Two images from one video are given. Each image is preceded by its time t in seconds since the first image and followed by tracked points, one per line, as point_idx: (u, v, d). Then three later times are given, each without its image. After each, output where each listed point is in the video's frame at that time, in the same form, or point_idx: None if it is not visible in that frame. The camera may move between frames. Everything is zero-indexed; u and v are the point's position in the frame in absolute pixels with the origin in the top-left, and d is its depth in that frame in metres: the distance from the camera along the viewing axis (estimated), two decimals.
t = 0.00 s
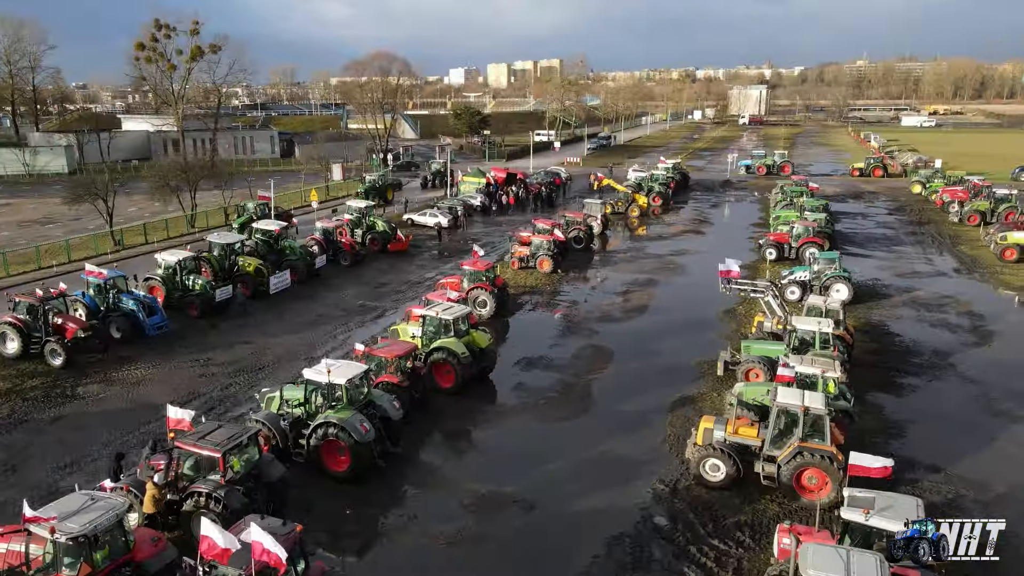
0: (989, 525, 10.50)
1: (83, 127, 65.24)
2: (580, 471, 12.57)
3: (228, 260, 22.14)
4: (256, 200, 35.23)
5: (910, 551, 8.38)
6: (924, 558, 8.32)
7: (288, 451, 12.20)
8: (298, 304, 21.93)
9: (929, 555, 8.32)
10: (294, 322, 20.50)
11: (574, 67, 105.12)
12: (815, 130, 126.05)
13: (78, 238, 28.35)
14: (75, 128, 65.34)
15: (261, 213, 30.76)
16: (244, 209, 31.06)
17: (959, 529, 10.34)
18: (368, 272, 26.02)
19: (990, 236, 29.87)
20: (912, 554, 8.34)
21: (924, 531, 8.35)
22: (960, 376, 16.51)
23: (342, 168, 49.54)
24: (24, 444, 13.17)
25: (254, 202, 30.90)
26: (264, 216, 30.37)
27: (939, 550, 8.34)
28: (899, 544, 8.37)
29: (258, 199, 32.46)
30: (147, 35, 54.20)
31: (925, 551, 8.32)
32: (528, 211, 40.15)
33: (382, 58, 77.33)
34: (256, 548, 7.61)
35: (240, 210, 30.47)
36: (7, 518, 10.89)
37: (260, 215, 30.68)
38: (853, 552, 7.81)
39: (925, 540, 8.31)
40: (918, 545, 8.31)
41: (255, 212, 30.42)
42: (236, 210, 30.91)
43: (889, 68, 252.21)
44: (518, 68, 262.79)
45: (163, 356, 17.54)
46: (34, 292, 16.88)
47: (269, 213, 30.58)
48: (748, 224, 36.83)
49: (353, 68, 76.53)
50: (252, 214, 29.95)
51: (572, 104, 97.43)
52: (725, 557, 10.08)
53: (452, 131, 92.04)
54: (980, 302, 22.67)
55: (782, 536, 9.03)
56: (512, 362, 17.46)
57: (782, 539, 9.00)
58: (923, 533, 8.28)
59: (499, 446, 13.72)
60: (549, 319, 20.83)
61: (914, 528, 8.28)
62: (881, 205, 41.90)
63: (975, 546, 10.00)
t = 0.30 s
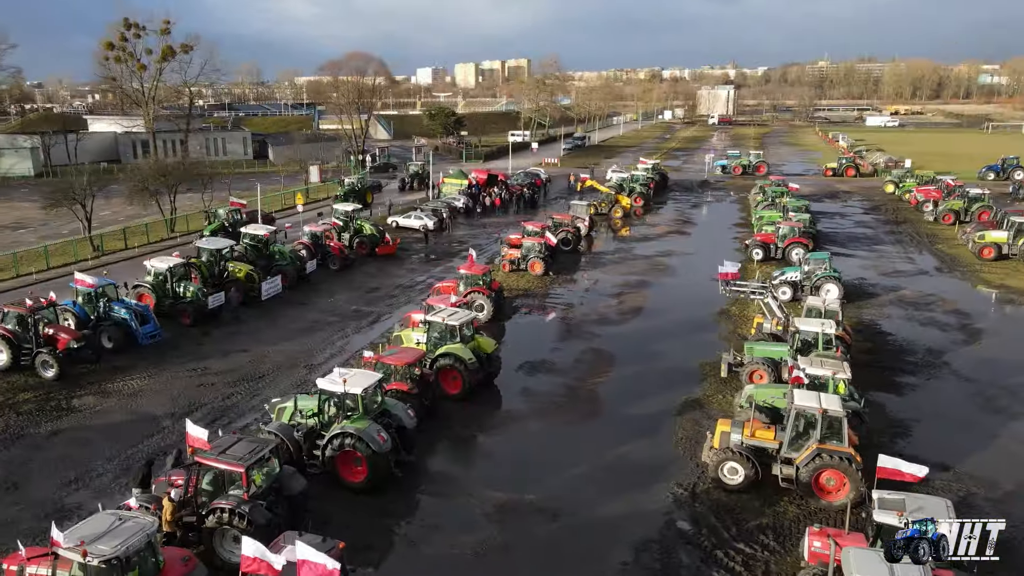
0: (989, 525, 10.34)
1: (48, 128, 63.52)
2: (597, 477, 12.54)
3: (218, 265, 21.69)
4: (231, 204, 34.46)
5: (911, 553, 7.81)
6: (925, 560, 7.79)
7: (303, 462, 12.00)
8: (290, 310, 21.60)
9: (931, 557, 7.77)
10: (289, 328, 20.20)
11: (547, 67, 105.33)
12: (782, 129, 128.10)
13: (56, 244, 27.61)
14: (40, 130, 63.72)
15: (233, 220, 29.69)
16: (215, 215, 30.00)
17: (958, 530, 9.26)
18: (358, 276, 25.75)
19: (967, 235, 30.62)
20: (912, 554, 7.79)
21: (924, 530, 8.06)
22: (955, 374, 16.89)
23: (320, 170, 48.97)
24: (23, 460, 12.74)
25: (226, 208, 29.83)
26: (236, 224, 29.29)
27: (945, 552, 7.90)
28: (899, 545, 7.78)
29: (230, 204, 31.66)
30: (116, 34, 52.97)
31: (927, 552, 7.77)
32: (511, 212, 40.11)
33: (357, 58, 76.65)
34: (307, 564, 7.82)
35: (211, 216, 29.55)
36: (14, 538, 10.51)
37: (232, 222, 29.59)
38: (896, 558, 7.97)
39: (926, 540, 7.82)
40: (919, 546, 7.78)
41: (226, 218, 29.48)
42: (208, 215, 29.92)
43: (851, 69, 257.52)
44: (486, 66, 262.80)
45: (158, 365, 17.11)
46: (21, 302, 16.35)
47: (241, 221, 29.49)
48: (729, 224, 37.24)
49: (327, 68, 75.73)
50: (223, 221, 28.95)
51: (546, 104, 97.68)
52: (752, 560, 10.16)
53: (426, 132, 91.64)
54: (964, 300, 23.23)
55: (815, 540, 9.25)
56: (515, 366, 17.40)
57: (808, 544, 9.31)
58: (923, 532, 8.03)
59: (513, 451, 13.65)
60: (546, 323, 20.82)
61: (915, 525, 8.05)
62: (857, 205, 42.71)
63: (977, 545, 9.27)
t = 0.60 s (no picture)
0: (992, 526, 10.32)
1: (15, 130, 61.75)
2: (620, 485, 12.50)
3: (213, 274, 21.32)
4: (207, 212, 33.56)
5: (911, 552, 8.80)
6: (925, 559, 8.73)
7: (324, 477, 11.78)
8: (287, 318, 21.26)
9: (930, 555, 8.75)
10: (288, 337, 19.88)
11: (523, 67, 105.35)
12: (755, 130, 129.67)
13: (37, 251, 26.84)
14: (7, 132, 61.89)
15: (208, 228, 28.73)
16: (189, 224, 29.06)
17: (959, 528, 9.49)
18: (352, 282, 25.45)
19: (950, 236, 31.29)
20: (912, 554, 8.76)
21: (924, 531, 9.05)
22: (956, 375, 17.22)
23: (301, 173, 48.34)
24: (30, 479, 12.36)
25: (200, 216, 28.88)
26: (211, 233, 28.31)
27: (945, 551, 8.86)
28: (899, 544, 8.86)
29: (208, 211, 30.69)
30: (87, 34, 51.71)
31: (927, 551, 8.74)
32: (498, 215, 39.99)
33: (334, 58, 75.89)
34: None
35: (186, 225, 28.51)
36: (31, 563, 10.16)
37: (207, 230, 28.58)
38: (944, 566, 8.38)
39: (925, 539, 8.81)
40: (919, 545, 8.76)
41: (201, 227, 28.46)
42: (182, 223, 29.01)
43: (818, 70, 262.04)
44: (460, 66, 261.29)
45: (158, 376, 16.72)
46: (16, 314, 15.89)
47: (217, 229, 28.47)
48: (716, 226, 37.56)
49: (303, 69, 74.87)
50: (197, 229, 27.98)
51: (523, 105, 97.77)
52: (785, 568, 10.22)
53: (403, 132, 91.01)
54: (954, 301, 23.73)
55: (851, 547, 9.50)
56: (524, 374, 17.32)
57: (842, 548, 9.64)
58: (923, 533, 8.97)
59: (532, 459, 13.56)
60: (549, 328, 20.77)
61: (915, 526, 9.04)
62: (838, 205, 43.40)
63: (976, 546, 9.50)
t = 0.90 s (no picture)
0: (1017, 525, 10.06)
1: None
2: (645, 492, 12.46)
3: (209, 281, 20.86)
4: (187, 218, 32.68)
5: (911, 552, 9.67)
6: (925, 559, 9.60)
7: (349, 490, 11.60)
8: (286, 325, 20.87)
9: (930, 555, 9.60)
10: (289, 345, 19.53)
11: (499, 68, 105.19)
12: (729, 130, 131.00)
13: (19, 258, 26.04)
14: None
15: (184, 237, 27.80)
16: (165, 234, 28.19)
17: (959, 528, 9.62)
18: (348, 288, 25.14)
19: (933, 236, 31.90)
20: (912, 553, 9.62)
21: (923, 531, 9.78)
22: (959, 375, 17.53)
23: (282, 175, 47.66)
24: (40, 499, 11.95)
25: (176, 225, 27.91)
26: (187, 241, 27.37)
27: (946, 550, 9.61)
28: (900, 544, 9.74)
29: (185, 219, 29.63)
30: (58, 34, 50.36)
31: (926, 551, 9.60)
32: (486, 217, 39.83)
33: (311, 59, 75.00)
34: None
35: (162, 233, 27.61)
36: None
37: (183, 239, 27.69)
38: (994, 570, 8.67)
39: (925, 539, 9.65)
40: (919, 545, 9.63)
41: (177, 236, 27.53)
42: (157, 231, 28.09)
43: (785, 70, 265.86)
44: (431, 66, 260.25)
45: (161, 388, 16.29)
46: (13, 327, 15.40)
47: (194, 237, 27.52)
48: (703, 227, 37.84)
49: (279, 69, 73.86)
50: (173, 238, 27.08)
51: (500, 105, 97.57)
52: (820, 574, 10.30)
53: (380, 133, 90.30)
54: (944, 301, 24.19)
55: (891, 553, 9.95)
56: (534, 380, 17.24)
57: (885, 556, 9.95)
58: (923, 533, 9.70)
59: (554, 465, 13.46)
60: (552, 332, 20.69)
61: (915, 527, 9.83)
62: (819, 205, 43.99)
63: (976, 545, 9.62)
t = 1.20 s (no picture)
0: None
1: None
2: (673, 496, 12.45)
3: (208, 286, 20.44)
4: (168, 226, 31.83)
5: (912, 551, 10.09)
6: (925, 557, 9.98)
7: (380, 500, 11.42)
8: (288, 331, 20.54)
9: (929, 554, 9.93)
10: (294, 351, 19.23)
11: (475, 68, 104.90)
12: (703, 130, 132.24)
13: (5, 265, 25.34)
14: None
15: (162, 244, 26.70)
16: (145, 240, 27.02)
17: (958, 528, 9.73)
18: (346, 292, 24.84)
19: (919, 234, 32.50)
20: (912, 553, 10.04)
21: (923, 531, 9.99)
22: (963, 373, 17.87)
23: (265, 177, 46.95)
24: (57, 517, 11.60)
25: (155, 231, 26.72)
26: (166, 249, 26.37)
27: (946, 551, 9.78)
28: (900, 545, 10.14)
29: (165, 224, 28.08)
30: (29, 33, 49.01)
31: (927, 551, 9.92)
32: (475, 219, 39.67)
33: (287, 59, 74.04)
34: None
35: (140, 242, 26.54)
36: None
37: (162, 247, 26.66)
38: None
39: (925, 540, 9.91)
40: (919, 545, 9.96)
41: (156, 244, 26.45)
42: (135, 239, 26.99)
43: (754, 70, 269.40)
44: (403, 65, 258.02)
45: (168, 398, 15.94)
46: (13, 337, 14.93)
47: (172, 246, 26.47)
48: (691, 227, 38.09)
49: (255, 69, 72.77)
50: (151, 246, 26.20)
51: (478, 106, 97.35)
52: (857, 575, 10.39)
53: (357, 134, 89.53)
54: (937, 299, 24.67)
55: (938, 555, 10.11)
56: (547, 384, 17.18)
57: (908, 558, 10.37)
58: (923, 533, 9.92)
59: (579, 469, 13.41)
60: (558, 335, 20.66)
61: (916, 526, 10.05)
62: (803, 205, 44.58)
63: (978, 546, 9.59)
